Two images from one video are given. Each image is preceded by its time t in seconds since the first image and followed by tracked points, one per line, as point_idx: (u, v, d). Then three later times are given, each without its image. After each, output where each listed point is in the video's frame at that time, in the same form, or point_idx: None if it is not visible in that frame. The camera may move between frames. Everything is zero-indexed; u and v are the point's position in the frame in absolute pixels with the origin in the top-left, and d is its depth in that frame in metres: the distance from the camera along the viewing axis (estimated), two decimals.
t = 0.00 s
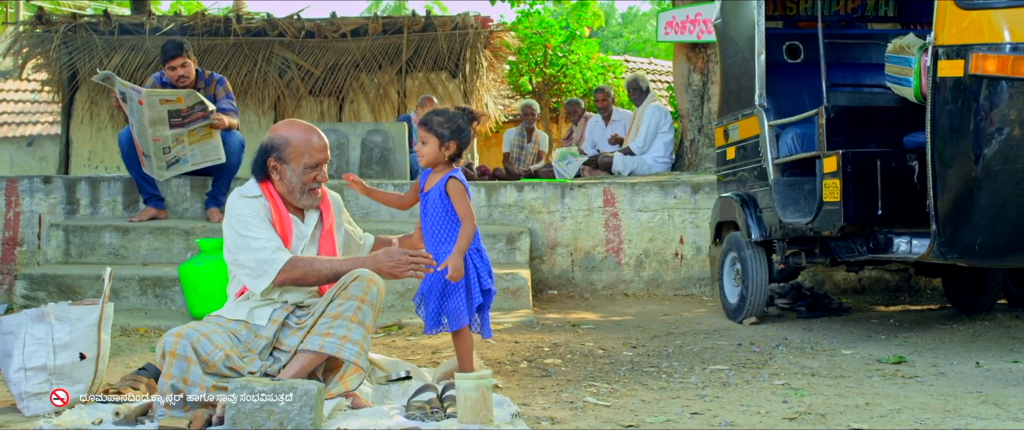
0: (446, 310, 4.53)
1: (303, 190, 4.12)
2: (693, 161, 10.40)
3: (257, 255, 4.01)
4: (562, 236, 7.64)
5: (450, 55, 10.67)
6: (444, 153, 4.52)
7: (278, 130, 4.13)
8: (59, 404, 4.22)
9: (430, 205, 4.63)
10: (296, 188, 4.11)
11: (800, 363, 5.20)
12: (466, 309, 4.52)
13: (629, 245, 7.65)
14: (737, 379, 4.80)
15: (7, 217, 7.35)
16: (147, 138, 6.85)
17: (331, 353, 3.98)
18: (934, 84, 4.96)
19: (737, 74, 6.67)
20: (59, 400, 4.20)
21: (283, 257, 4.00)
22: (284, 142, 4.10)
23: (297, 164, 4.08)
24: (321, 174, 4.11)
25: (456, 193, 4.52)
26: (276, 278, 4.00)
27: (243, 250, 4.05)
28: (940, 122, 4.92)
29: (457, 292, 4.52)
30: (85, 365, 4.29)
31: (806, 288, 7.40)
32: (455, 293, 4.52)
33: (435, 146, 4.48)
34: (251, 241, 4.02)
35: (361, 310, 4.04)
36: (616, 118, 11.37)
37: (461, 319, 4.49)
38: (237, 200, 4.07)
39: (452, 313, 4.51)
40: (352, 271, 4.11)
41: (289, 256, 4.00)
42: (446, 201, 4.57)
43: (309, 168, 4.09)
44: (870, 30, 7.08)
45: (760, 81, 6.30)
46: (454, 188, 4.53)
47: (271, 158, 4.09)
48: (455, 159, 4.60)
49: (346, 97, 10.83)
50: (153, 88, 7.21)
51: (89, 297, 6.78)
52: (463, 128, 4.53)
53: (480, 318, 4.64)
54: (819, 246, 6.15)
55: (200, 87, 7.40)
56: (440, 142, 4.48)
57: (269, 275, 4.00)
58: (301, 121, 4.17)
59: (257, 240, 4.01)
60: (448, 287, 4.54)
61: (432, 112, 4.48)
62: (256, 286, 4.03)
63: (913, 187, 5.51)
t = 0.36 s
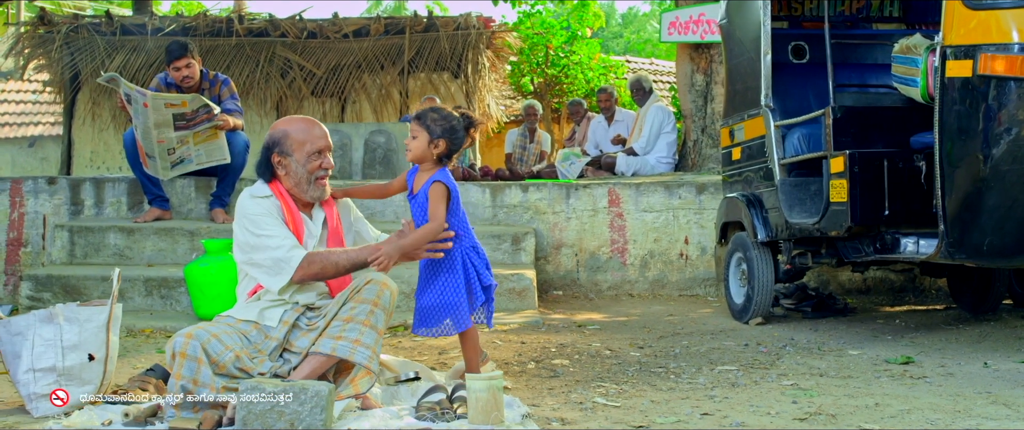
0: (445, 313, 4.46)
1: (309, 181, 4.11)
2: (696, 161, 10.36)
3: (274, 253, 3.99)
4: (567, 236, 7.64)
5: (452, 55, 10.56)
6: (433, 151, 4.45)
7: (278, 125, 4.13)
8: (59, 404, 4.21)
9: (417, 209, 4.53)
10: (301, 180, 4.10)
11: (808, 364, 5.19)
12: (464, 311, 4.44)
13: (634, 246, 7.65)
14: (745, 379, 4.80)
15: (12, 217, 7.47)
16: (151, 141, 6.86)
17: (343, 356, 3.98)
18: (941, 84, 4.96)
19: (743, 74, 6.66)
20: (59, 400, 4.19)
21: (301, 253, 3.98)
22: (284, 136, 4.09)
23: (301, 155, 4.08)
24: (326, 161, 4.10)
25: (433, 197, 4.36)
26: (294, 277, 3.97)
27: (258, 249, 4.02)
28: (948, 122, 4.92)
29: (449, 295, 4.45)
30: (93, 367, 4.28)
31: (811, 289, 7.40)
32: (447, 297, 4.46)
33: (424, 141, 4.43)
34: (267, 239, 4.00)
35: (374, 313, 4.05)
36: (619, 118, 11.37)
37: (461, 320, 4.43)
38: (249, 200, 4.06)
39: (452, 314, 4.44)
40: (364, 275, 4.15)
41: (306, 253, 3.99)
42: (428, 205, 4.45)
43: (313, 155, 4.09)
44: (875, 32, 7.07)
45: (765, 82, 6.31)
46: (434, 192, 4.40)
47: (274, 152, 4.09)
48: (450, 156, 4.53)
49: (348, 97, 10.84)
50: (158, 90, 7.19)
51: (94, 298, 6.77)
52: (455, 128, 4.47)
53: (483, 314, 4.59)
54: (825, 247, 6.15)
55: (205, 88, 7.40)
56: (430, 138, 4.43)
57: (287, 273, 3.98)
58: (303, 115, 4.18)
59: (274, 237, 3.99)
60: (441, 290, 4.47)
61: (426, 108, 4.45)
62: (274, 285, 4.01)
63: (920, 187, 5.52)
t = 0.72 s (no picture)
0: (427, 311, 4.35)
1: (304, 172, 4.10)
2: (699, 161, 10.32)
3: (265, 261, 4.01)
4: (572, 235, 7.63)
5: (454, 54, 10.53)
6: (382, 164, 4.23)
7: (271, 126, 4.17)
8: (59, 403, 4.19)
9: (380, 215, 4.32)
10: (296, 173, 4.09)
11: (816, 363, 5.19)
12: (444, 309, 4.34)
13: (639, 245, 7.64)
14: (754, 378, 4.80)
15: (17, 217, 7.29)
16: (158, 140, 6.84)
17: (353, 356, 3.98)
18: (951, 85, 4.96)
19: (749, 73, 6.66)
20: (59, 399, 4.17)
21: (289, 262, 3.99)
22: (271, 136, 4.14)
23: (290, 150, 4.10)
24: (314, 150, 4.10)
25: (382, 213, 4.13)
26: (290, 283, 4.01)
27: (253, 255, 4.05)
28: (956, 121, 4.91)
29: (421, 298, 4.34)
30: (102, 366, 4.27)
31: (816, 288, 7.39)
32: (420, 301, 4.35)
33: (372, 155, 4.22)
34: (260, 246, 4.02)
35: (384, 313, 4.03)
36: (622, 117, 11.36)
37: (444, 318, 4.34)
38: (246, 202, 4.08)
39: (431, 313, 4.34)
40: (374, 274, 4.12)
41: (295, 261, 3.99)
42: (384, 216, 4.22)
43: (301, 146, 4.10)
44: (881, 30, 7.06)
45: (773, 81, 6.28)
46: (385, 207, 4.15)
47: (266, 152, 4.13)
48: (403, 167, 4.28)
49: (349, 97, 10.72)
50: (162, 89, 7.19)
51: (100, 297, 6.76)
52: (407, 137, 4.24)
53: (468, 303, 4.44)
54: (832, 246, 6.14)
55: (210, 87, 7.38)
56: (377, 150, 4.22)
57: (276, 281, 4.00)
58: (293, 114, 4.23)
59: (266, 244, 4.01)
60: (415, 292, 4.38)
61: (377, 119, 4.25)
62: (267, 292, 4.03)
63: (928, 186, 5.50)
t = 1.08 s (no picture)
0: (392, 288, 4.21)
1: (296, 168, 4.08)
2: (699, 161, 10.30)
3: (256, 263, 4.00)
4: (574, 235, 7.63)
5: (453, 54, 10.54)
6: (346, 148, 4.18)
7: (265, 127, 4.15)
8: (59, 403, 4.16)
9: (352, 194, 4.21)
10: (288, 168, 4.08)
11: (820, 363, 5.20)
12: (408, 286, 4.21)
13: (641, 245, 7.65)
14: (760, 378, 4.80)
15: (17, 217, 7.21)
16: (159, 140, 6.83)
17: (358, 357, 3.97)
18: (955, 85, 4.93)
19: (751, 72, 6.66)
20: (59, 399, 4.15)
21: (275, 266, 3.97)
22: (262, 137, 4.12)
23: (280, 148, 4.08)
24: (301, 144, 4.08)
25: (346, 188, 4.04)
26: (276, 284, 3.99)
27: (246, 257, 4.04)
28: (961, 121, 4.90)
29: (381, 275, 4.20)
30: (107, 367, 4.27)
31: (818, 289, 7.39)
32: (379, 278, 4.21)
33: (335, 142, 4.15)
34: (251, 249, 4.01)
35: (390, 313, 4.02)
36: (621, 117, 11.36)
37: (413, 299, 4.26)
38: (241, 204, 4.07)
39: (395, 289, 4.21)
40: (380, 274, 4.11)
41: (281, 263, 3.96)
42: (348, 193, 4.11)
43: (289, 141, 4.08)
44: (883, 30, 7.05)
45: (774, 80, 6.30)
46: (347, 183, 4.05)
47: (259, 153, 4.12)
48: (365, 147, 4.23)
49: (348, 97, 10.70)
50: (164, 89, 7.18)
51: (101, 297, 6.75)
52: (363, 116, 4.16)
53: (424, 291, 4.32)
54: (835, 246, 6.14)
55: (211, 87, 7.37)
56: (338, 136, 4.15)
57: (264, 285, 3.99)
58: (284, 113, 4.21)
59: (256, 246, 4.00)
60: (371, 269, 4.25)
61: (329, 106, 4.18)
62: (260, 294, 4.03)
63: (931, 186, 5.51)
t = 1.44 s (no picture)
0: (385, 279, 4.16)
1: (299, 164, 4.06)
2: (702, 161, 10.27)
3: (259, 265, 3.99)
4: (578, 235, 7.62)
5: (454, 54, 10.52)
6: (331, 149, 4.06)
7: (269, 129, 4.14)
8: (59, 403, 4.16)
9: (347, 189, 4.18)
10: (293, 164, 4.06)
11: (827, 363, 5.20)
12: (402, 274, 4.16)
13: (645, 245, 7.64)
14: (768, 378, 4.80)
15: (20, 217, 7.16)
16: (163, 140, 6.83)
17: (368, 356, 3.95)
18: (962, 85, 4.97)
19: (756, 72, 6.66)
20: (59, 399, 4.14)
21: (277, 269, 3.97)
22: (265, 139, 4.11)
23: (282, 148, 4.06)
24: (302, 140, 4.06)
25: (331, 184, 4.01)
26: (279, 289, 4.01)
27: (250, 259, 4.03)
28: (968, 121, 4.94)
29: (375, 268, 4.14)
30: (116, 368, 4.26)
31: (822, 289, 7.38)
32: (375, 269, 4.15)
33: (319, 145, 4.03)
34: (254, 252, 4.00)
35: (400, 312, 4.01)
36: (624, 118, 11.35)
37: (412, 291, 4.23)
38: (246, 207, 4.06)
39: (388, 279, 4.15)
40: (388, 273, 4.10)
41: (283, 266, 3.96)
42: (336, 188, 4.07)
43: (292, 138, 4.07)
44: (888, 30, 7.05)
45: (779, 81, 6.29)
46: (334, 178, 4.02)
47: (264, 156, 4.11)
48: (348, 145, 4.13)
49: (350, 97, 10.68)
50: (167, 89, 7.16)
51: (106, 298, 6.74)
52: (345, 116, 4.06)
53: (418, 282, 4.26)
54: (840, 246, 6.15)
55: (215, 87, 7.36)
56: (322, 138, 4.03)
57: (268, 287, 4.00)
58: (287, 114, 4.21)
59: (259, 248, 3.99)
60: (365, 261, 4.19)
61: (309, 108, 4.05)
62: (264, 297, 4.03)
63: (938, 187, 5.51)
